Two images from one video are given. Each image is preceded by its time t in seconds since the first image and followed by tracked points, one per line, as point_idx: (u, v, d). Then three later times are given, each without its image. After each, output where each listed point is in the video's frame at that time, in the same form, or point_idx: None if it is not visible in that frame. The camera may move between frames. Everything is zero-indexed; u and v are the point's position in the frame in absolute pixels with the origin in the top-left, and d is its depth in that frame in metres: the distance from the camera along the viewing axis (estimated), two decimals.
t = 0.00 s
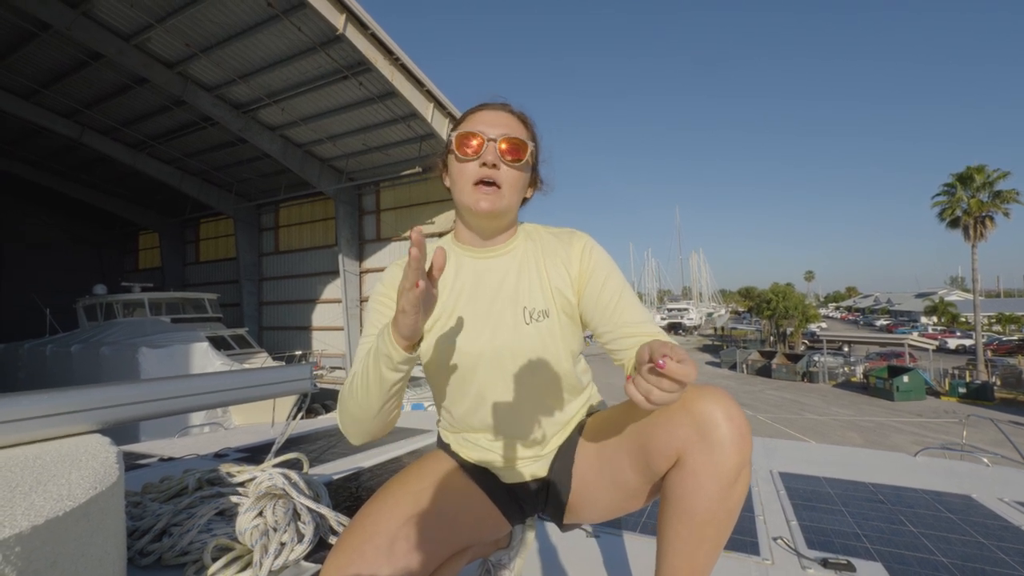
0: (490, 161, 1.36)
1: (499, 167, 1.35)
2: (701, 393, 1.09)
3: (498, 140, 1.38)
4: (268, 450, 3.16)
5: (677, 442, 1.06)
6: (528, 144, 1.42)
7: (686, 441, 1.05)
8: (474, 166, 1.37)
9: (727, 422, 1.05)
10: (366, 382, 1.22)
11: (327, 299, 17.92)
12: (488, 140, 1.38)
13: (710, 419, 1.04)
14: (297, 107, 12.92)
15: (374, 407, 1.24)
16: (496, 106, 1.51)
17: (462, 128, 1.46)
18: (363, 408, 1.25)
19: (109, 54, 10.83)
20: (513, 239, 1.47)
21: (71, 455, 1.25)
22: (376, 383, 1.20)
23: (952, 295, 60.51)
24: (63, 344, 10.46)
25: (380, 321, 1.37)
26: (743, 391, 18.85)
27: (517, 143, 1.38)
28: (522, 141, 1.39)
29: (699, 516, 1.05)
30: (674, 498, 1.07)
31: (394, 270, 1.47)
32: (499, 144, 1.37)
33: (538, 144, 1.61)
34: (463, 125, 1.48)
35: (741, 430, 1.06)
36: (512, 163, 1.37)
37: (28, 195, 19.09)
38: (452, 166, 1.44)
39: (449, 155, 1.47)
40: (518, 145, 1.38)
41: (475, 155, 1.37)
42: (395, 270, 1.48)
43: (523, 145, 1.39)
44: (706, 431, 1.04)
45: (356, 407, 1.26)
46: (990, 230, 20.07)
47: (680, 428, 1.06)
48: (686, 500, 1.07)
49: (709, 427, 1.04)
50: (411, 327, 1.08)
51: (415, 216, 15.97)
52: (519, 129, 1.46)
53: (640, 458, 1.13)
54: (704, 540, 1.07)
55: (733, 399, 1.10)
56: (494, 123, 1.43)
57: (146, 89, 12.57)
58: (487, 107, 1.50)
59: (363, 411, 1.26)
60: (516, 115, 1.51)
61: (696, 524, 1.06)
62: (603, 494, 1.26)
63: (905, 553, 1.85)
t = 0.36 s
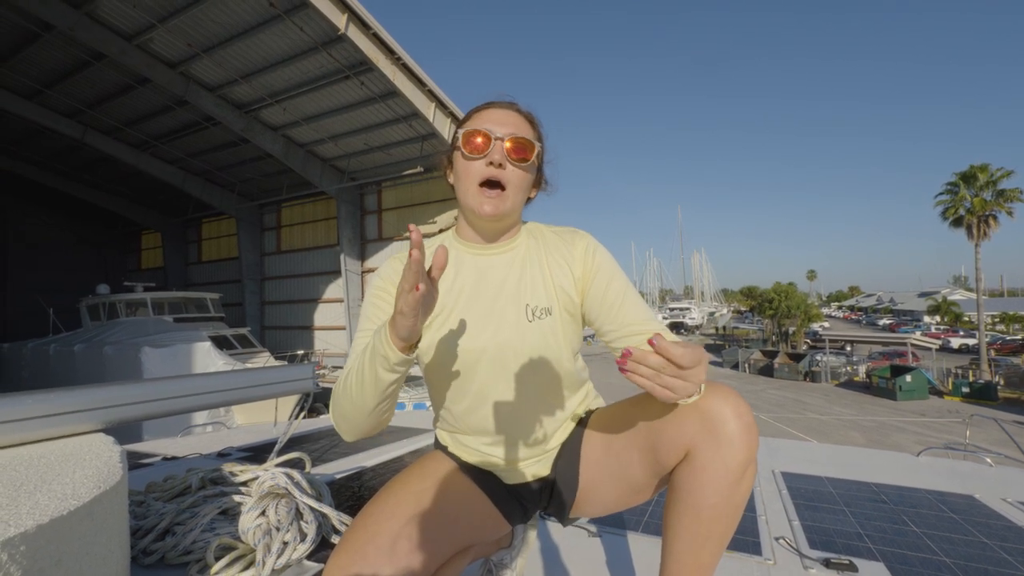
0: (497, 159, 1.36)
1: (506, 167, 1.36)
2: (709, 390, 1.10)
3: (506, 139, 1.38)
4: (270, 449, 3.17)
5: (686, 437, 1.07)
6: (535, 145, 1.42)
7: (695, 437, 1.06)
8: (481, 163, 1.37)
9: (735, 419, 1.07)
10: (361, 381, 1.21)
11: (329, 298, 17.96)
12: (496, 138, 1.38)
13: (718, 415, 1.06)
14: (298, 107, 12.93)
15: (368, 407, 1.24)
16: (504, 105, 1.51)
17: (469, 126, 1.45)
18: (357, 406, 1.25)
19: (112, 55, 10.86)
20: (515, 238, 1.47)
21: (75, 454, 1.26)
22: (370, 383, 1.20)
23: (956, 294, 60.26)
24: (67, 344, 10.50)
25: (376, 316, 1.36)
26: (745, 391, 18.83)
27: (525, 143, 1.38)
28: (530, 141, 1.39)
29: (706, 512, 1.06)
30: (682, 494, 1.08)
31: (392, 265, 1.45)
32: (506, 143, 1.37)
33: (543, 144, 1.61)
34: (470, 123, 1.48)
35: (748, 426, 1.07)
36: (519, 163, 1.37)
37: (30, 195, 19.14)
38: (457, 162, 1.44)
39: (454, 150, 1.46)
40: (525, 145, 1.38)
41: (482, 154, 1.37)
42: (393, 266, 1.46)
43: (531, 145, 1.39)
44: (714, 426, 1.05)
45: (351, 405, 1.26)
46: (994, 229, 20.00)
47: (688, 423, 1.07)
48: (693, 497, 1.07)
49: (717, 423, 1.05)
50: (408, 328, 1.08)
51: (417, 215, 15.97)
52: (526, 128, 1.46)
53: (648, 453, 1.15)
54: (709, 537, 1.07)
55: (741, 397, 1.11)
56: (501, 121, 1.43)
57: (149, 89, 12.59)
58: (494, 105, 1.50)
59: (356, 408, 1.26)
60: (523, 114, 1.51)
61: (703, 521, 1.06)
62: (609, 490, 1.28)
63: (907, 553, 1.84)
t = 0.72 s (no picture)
0: (510, 164, 1.37)
1: (518, 172, 1.36)
2: (706, 392, 1.10)
3: (519, 144, 1.38)
4: (271, 451, 3.17)
5: (682, 438, 1.06)
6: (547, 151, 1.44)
7: (691, 438, 1.06)
8: (493, 166, 1.37)
9: (732, 419, 1.06)
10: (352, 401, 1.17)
11: (330, 300, 17.98)
12: (510, 142, 1.39)
13: (715, 416, 1.05)
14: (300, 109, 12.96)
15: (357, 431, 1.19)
16: (514, 110, 1.52)
17: (481, 130, 1.45)
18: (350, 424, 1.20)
19: (115, 57, 10.89)
20: (518, 242, 1.47)
21: (75, 456, 1.26)
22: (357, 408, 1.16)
23: (958, 297, 60.15)
24: (68, 345, 10.51)
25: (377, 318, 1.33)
26: (747, 393, 18.80)
27: (537, 150, 1.40)
28: (542, 147, 1.40)
29: (704, 514, 1.06)
30: (680, 495, 1.08)
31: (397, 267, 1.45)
32: (519, 147, 1.37)
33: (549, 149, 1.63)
34: (482, 125, 1.48)
35: (744, 426, 1.07)
36: (531, 168, 1.38)
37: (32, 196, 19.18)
38: (469, 162, 1.42)
39: (465, 150, 1.46)
40: (537, 151, 1.40)
41: (496, 156, 1.37)
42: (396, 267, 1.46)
43: (543, 152, 1.41)
44: (710, 427, 1.05)
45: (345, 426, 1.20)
46: (996, 231, 19.97)
47: (684, 424, 1.07)
48: (690, 497, 1.07)
49: (714, 423, 1.05)
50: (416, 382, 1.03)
51: (418, 217, 15.99)
52: (537, 134, 1.47)
53: (645, 456, 1.15)
54: (707, 537, 1.07)
55: (737, 397, 1.11)
56: (514, 126, 1.44)
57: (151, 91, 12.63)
58: (504, 109, 1.50)
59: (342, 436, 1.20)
60: (533, 120, 1.52)
61: (700, 522, 1.06)
62: (608, 490, 1.29)
63: (911, 557, 1.83)
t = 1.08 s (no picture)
0: (512, 172, 1.36)
1: (522, 180, 1.36)
2: (707, 392, 1.11)
3: (522, 151, 1.38)
4: (271, 450, 3.17)
5: (683, 436, 1.07)
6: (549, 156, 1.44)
7: (692, 437, 1.07)
8: (496, 175, 1.36)
9: (732, 419, 1.08)
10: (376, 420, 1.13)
11: (330, 300, 17.98)
12: (512, 150, 1.38)
13: (716, 415, 1.07)
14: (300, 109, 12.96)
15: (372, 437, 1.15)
16: (514, 111, 1.50)
17: (482, 133, 1.44)
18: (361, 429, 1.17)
19: (114, 56, 10.89)
20: (518, 245, 1.46)
21: (75, 457, 1.26)
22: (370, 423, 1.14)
23: (958, 296, 60.13)
24: (68, 345, 10.52)
25: (375, 330, 1.31)
26: (747, 393, 18.81)
27: (539, 156, 1.39)
28: (545, 154, 1.40)
29: (704, 513, 1.06)
30: (680, 493, 1.08)
31: (392, 273, 1.39)
32: (522, 154, 1.37)
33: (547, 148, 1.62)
34: (482, 128, 1.46)
35: (743, 426, 1.08)
36: (534, 176, 1.39)
37: (32, 196, 19.17)
38: (470, 168, 1.41)
39: (465, 155, 1.44)
40: (540, 157, 1.40)
41: (499, 164, 1.36)
42: (392, 273, 1.39)
43: (546, 158, 1.41)
44: (711, 426, 1.06)
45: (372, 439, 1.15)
46: (995, 230, 19.97)
47: (685, 423, 1.08)
48: (690, 495, 1.08)
49: (714, 422, 1.06)
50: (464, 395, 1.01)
51: (418, 217, 15.99)
52: (537, 136, 1.47)
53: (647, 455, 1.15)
54: (709, 536, 1.07)
55: (736, 396, 1.13)
56: (515, 130, 1.42)
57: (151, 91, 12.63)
58: (502, 111, 1.49)
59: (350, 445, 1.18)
60: (533, 120, 1.51)
61: (701, 520, 1.07)
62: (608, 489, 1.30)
63: (910, 556, 1.83)
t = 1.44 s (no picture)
0: (505, 169, 1.36)
1: (515, 176, 1.36)
2: (706, 393, 1.11)
3: (514, 146, 1.38)
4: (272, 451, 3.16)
5: (681, 438, 1.08)
6: (542, 150, 1.43)
7: (691, 438, 1.07)
8: (489, 173, 1.36)
9: (729, 420, 1.08)
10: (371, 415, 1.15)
11: (331, 300, 17.98)
12: (504, 146, 1.38)
13: (714, 416, 1.07)
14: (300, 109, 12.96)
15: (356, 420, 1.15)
16: (506, 107, 1.50)
17: (475, 132, 1.44)
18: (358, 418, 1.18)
19: (114, 56, 10.89)
20: (517, 244, 1.46)
21: (75, 457, 1.26)
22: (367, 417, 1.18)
23: (957, 295, 60.10)
24: (69, 345, 10.52)
25: (373, 325, 1.30)
26: (747, 392, 18.81)
27: (532, 151, 1.39)
28: (538, 150, 1.40)
29: (703, 514, 1.07)
30: (679, 495, 1.08)
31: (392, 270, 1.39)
32: (514, 150, 1.37)
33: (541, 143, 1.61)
34: (474, 127, 1.46)
35: (742, 427, 1.08)
36: (528, 171, 1.38)
37: (32, 197, 19.19)
38: (463, 167, 1.41)
39: (458, 154, 1.44)
40: (533, 152, 1.40)
41: (491, 161, 1.36)
42: (394, 270, 1.39)
43: (538, 153, 1.41)
44: (709, 427, 1.06)
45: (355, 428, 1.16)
46: (995, 230, 19.97)
47: (683, 424, 1.08)
48: (689, 497, 1.08)
49: (712, 423, 1.07)
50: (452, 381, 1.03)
51: (418, 217, 15.99)
52: (529, 132, 1.46)
53: (645, 455, 1.15)
54: (707, 537, 1.07)
55: (734, 396, 1.13)
56: (506, 126, 1.42)
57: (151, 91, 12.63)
58: (494, 109, 1.48)
59: (332, 438, 1.18)
60: (524, 117, 1.51)
61: (700, 521, 1.07)
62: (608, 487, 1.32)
63: (911, 555, 1.83)
